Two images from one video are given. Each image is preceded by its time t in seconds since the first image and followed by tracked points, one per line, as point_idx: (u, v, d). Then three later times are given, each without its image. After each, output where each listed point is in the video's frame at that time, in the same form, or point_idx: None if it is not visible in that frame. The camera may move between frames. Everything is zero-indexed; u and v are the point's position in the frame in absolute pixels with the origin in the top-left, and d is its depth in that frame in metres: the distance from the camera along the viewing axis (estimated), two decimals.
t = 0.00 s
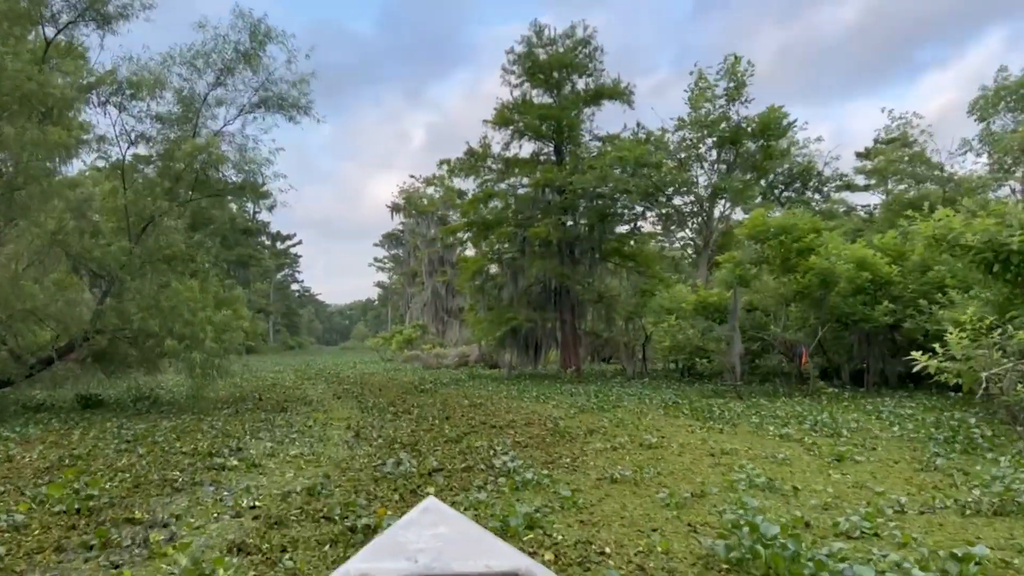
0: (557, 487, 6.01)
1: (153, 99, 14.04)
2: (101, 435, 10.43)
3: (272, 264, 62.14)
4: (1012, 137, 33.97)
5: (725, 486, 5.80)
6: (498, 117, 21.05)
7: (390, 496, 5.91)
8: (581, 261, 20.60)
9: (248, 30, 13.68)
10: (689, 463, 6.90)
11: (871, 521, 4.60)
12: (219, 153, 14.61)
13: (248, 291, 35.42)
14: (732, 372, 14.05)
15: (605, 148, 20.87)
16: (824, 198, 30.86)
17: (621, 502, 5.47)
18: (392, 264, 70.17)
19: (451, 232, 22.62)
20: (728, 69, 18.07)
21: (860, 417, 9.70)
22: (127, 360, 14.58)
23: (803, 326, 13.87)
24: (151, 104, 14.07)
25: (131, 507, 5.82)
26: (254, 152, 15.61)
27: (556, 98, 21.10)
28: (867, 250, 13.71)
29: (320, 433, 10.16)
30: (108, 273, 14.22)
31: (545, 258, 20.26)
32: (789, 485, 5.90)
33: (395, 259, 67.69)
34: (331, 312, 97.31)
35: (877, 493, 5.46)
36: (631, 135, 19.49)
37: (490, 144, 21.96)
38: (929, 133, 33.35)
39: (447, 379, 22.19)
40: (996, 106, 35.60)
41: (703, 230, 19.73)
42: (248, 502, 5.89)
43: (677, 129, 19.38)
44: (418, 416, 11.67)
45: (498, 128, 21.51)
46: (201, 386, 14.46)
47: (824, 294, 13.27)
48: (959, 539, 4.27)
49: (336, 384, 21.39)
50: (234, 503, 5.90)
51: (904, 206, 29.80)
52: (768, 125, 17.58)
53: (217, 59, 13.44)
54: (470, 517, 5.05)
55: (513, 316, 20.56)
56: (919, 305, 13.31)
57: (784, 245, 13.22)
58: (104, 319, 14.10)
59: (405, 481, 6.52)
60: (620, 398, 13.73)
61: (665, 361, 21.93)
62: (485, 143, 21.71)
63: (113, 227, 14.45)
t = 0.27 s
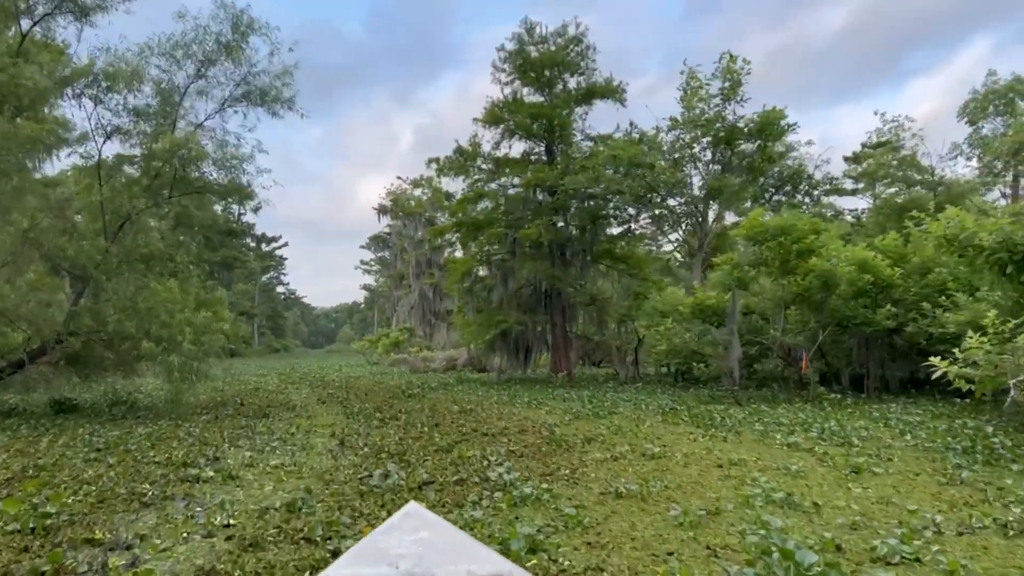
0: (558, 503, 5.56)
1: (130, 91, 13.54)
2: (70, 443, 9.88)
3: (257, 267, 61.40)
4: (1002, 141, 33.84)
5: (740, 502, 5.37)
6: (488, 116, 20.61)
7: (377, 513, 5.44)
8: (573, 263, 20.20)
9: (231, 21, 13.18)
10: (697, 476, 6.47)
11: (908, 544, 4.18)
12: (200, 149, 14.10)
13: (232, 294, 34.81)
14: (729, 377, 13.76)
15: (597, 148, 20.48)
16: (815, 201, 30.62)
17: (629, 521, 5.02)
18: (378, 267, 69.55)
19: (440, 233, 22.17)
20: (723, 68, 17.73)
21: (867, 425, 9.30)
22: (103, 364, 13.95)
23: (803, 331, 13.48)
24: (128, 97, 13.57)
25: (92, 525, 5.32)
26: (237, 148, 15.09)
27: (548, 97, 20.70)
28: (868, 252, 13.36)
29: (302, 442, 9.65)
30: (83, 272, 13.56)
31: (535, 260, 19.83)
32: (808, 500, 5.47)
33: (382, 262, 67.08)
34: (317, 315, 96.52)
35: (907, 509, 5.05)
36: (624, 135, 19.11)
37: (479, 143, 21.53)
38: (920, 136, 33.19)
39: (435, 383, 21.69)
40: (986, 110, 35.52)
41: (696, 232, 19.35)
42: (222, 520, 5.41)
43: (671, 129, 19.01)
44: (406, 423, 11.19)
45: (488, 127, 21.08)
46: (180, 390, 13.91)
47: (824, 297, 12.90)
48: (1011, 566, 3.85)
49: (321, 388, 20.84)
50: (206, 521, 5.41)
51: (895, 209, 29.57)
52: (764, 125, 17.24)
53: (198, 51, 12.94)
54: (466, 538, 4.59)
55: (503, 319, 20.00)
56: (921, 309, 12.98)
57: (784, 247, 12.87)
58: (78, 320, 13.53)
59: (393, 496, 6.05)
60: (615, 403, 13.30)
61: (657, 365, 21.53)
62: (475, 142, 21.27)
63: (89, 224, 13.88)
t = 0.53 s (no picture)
0: (562, 522, 5.11)
1: (104, 84, 13.02)
2: (37, 452, 9.33)
3: (241, 270, 60.62)
4: (991, 146, 33.76)
5: (759, 521, 4.94)
6: (478, 115, 20.17)
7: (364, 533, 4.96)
8: (563, 265, 19.79)
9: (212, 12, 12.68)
10: (707, 491, 6.04)
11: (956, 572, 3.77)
12: (179, 145, 13.57)
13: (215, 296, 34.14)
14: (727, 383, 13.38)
15: (589, 149, 20.09)
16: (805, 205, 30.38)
17: (641, 543, 4.58)
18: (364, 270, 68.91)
19: (427, 235, 21.70)
20: (719, 67, 17.38)
21: (876, 434, 8.92)
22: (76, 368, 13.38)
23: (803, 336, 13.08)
24: (102, 90, 13.03)
25: (48, 548, 4.81)
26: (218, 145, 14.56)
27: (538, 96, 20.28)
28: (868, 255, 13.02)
29: (284, 451, 9.16)
30: (55, 273, 12.82)
31: (525, 262, 19.40)
32: (830, 517, 5.06)
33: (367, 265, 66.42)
34: (301, 319, 95.63)
35: (945, 530, 4.64)
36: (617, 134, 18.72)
37: (468, 143, 21.08)
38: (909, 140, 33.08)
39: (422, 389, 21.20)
40: (974, 115, 35.50)
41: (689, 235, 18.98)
42: (192, 542, 4.91)
43: (664, 129, 18.64)
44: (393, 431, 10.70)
45: (478, 127, 20.63)
46: (157, 396, 13.35)
47: (825, 301, 12.54)
48: None
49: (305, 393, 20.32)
50: (174, 543, 4.92)
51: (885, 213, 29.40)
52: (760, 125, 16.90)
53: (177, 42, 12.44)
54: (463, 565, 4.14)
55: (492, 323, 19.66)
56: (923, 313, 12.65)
57: (784, 249, 12.50)
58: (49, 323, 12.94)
59: (382, 513, 5.58)
60: (610, 410, 12.87)
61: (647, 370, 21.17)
62: (464, 142, 20.82)
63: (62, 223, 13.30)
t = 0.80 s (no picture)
0: (568, 546, 4.66)
1: (76, 77, 12.49)
2: None
3: (224, 274, 59.85)
4: (979, 152, 33.73)
5: (785, 545, 4.52)
6: (467, 116, 19.75)
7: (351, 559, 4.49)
8: (555, 270, 19.35)
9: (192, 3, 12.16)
10: (721, 509, 5.62)
11: None
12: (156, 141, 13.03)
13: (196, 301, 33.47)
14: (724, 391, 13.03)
15: (580, 151, 19.70)
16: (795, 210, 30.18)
17: (659, 571, 4.14)
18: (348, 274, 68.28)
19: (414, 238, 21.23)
20: (713, 68, 17.07)
21: (886, 444, 8.54)
22: (47, 373, 12.84)
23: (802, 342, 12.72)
24: (74, 83, 12.50)
25: None
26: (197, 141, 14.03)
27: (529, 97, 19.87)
28: (870, 259, 12.68)
29: (264, 463, 8.65)
30: (24, 274, 12.30)
31: (515, 266, 18.96)
32: (861, 540, 4.66)
33: (352, 269, 65.76)
34: (285, 324, 94.76)
35: (993, 556, 4.23)
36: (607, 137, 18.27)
37: (456, 144, 20.64)
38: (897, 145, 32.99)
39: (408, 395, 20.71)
40: (961, 120, 35.50)
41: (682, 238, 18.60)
42: (159, 569, 4.42)
43: (657, 131, 18.28)
44: (379, 440, 10.23)
45: (467, 128, 20.20)
46: (132, 403, 12.78)
47: (826, 306, 12.17)
48: None
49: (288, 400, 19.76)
50: (140, 570, 4.43)
51: (875, 219, 29.22)
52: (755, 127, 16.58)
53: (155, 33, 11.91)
54: None
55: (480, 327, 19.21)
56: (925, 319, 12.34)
57: (783, 253, 12.11)
58: (18, 326, 12.38)
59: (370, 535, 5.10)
60: (604, 418, 12.45)
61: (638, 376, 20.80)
62: (452, 143, 20.38)
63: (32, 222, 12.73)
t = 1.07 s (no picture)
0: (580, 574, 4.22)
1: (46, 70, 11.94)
2: None
3: (206, 279, 58.98)
4: (968, 159, 33.68)
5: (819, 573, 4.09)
6: (455, 117, 19.30)
7: None
8: (544, 274, 19.00)
9: None
10: (739, 530, 5.19)
11: None
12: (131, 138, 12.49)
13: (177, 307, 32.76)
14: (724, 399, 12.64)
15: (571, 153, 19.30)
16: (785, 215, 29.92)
17: None
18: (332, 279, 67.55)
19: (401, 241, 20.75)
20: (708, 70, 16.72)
21: (899, 456, 8.16)
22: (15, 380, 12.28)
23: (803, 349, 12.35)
24: (44, 77, 11.95)
25: None
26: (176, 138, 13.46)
27: (518, 97, 19.44)
28: (872, 263, 12.33)
29: (244, 476, 8.15)
30: None
31: (504, 270, 18.52)
32: (901, 567, 4.24)
33: (336, 274, 65.05)
34: (268, 329, 93.77)
35: None
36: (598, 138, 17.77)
37: (444, 146, 20.19)
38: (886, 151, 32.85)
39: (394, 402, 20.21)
40: (949, 127, 35.46)
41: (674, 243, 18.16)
42: None
43: (650, 133, 17.91)
44: (365, 452, 9.74)
45: (455, 129, 19.76)
46: (104, 412, 12.19)
47: (827, 312, 11.81)
48: None
49: (270, 407, 19.20)
50: None
51: (864, 225, 29.02)
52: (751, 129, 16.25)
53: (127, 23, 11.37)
54: None
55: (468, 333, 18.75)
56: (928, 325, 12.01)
57: (782, 257, 11.75)
58: None
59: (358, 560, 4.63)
60: (599, 427, 12.02)
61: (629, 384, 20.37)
62: (440, 145, 19.93)
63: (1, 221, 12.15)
